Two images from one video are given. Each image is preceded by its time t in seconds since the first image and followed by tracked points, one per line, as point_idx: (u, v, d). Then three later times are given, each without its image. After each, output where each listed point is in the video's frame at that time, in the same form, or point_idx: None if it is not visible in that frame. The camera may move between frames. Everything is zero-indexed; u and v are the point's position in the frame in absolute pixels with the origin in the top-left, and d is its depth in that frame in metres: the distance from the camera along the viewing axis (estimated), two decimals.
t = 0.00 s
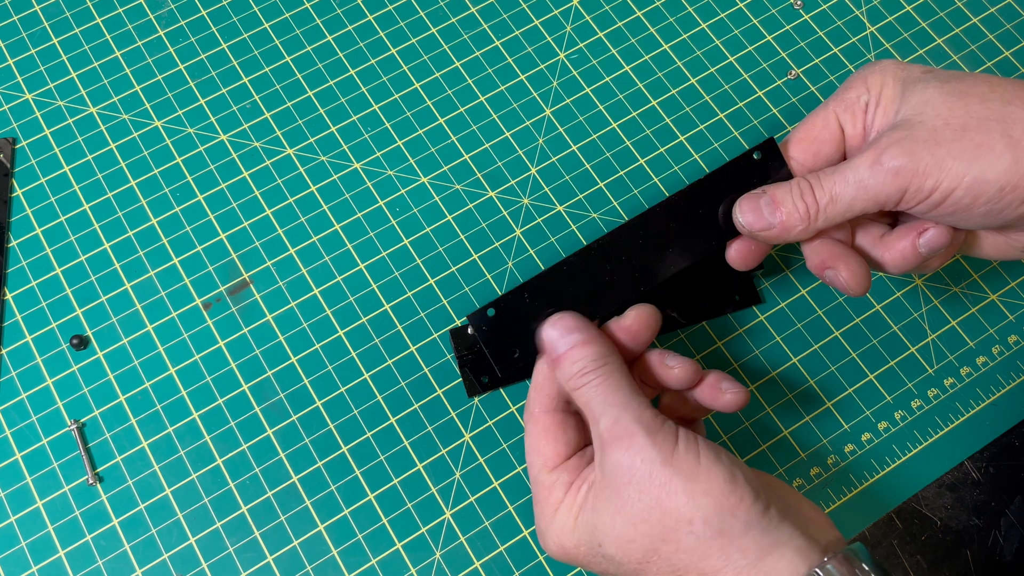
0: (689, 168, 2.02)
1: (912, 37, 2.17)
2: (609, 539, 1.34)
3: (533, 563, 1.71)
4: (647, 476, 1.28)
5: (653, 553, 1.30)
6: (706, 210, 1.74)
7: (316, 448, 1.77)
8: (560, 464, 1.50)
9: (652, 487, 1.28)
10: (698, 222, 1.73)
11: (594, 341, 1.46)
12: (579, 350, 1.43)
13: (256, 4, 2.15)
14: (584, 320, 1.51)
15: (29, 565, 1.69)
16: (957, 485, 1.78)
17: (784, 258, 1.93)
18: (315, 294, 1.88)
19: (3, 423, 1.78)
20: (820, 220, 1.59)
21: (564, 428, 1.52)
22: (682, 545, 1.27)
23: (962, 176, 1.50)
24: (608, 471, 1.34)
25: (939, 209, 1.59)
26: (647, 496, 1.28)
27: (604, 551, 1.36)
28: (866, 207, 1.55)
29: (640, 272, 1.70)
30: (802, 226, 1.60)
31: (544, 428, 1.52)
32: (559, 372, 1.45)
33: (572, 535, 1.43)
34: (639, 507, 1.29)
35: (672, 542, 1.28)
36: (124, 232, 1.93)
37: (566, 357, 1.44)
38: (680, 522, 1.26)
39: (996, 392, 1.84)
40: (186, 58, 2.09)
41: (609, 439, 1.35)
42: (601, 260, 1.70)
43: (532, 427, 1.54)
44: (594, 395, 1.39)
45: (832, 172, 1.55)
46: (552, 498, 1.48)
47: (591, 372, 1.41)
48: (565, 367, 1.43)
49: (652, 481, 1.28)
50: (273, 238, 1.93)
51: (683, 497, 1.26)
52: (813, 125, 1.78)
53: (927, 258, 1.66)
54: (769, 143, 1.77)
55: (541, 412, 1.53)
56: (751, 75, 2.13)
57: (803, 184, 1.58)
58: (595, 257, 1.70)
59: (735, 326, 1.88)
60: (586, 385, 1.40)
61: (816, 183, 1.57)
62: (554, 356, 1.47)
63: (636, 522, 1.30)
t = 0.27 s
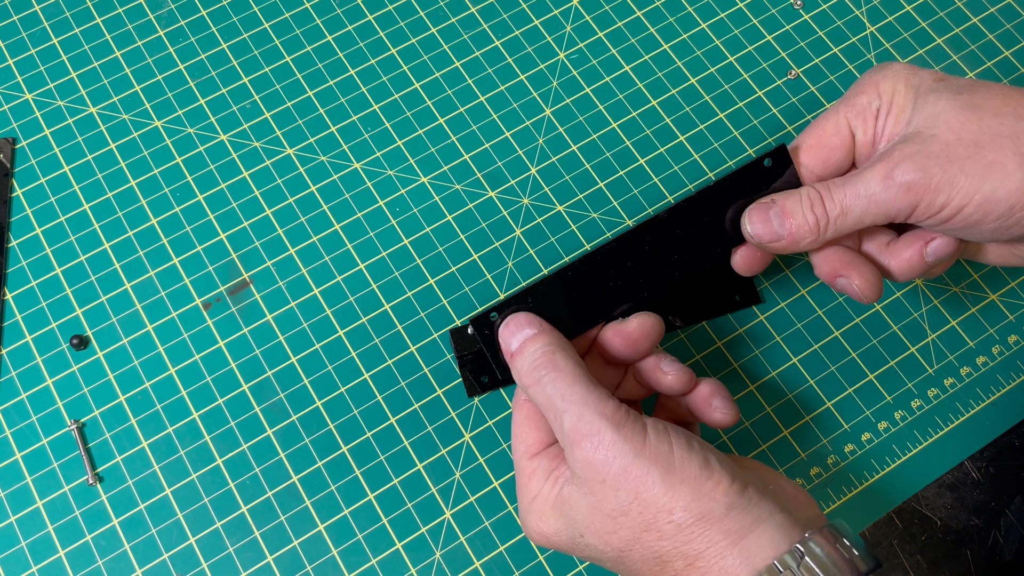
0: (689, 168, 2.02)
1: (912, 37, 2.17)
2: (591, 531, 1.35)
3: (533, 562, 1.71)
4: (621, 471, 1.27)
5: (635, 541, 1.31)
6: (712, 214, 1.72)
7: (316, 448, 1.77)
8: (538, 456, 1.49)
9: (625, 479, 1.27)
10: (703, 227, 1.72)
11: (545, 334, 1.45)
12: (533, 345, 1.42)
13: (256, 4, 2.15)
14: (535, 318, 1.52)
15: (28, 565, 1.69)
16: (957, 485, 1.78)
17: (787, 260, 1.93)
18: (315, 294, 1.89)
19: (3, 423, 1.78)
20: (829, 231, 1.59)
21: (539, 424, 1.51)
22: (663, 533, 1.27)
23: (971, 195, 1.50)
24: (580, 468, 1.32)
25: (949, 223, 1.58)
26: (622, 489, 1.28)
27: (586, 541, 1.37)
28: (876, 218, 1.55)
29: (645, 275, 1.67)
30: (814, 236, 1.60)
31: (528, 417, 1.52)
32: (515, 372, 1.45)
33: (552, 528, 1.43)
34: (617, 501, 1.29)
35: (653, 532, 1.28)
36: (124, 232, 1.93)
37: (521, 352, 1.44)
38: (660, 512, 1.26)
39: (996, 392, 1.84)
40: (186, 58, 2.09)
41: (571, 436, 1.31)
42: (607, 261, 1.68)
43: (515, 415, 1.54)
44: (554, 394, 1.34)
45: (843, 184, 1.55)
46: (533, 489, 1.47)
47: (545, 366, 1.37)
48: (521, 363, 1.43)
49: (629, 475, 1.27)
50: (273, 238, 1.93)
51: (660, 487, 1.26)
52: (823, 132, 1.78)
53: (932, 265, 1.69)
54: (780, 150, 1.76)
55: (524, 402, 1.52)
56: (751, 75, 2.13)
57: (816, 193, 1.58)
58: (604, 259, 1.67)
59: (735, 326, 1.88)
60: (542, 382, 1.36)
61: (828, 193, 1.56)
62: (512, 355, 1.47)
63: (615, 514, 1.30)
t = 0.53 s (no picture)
0: (689, 168, 2.02)
1: (912, 37, 2.17)
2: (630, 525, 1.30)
3: (533, 562, 1.71)
4: (676, 471, 1.22)
5: (669, 545, 1.27)
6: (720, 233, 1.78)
7: (316, 448, 1.77)
8: (573, 441, 1.43)
9: (676, 483, 1.22)
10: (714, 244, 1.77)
11: (631, 324, 1.44)
12: (618, 330, 1.41)
13: (256, 4, 2.15)
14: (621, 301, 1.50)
15: (28, 565, 1.69)
16: (957, 485, 1.79)
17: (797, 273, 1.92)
18: (315, 294, 1.88)
19: (3, 423, 1.78)
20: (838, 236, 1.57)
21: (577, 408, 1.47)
22: (700, 543, 1.23)
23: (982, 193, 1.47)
24: (635, 457, 1.27)
25: (961, 224, 1.55)
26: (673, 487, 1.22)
27: (618, 536, 1.33)
28: (885, 222, 1.53)
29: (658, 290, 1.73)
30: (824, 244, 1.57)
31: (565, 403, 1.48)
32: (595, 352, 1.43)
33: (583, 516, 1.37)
34: (662, 501, 1.24)
35: (691, 539, 1.24)
36: (124, 232, 1.93)
37: (603, 336, 1.42)
38: (704, 521, 1.20)
39: (996, 392, 1.84)
40: (186, 58, 2.09)
41: (637, 425, 1.28)
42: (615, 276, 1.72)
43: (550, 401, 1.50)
44: (626, 380, 1.33)
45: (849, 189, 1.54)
46: (563, 471, 1.41)
47: (624, 354, 1.37)
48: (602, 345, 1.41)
49: (682, 477, 1.22)
50: (273, 238, 1.93)
51: (711, 497, 1.20)
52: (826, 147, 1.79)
53: (948, 274, 1.68)
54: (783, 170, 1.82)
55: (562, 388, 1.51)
56: (751, 75, 2.13)
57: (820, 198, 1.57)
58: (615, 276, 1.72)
59: (735, 326, 1.88)
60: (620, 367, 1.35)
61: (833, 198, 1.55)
62: (592, 334, 1.45)
63: (658, 513, 1.25)
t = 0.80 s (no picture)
0: (689, 168, 2.02)
1: (912, 37, 2.17)
2: (647, 547, 1.31)
3: (533, 562, 1.71)
4: (698, 489, 1.29)
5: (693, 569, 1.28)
6: (723, 290, 1.65)
7: (316, 448, 1.77)
8: (581, 473, 1.52)
9: (700, 497, 1.29)
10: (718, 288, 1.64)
11: (633, 371, 1.46)
12: (620, 380, 1.43)
13: (256, 4, 2.15)
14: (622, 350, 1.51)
15: (29, 565, 1.69)
16: (957, 485, 1.79)
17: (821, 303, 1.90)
18: (315, 294, 1.89)
19: (3, 422, 1.78)
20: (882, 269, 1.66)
21: (583, 441, 1.58)
22: (727, 562, 1.26)
23: None
24: (652, 480, 1.34)
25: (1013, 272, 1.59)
26: (695, 508, 1.29)
27: (637, 564, 1.33)
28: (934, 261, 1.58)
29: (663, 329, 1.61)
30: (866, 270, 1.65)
31: (568, 437, 1.59)
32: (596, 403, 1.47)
33: (596, 544, 1.40)
34: (685, 520, 1.29)
35: (717, 558, 1.27)
36: (124, 232, 1.93)
37: (605, 385, 1.44)
38: (729, 538, 1.27)
39: (997, 392, 1.84)
40: (186, 58, 2.09)
41: (652, 453, 1.36)
42: (623, 291, 1.70)
43: (557, 436, 1.61)
44: (634, 419, 1.40)
45: (926, 228, 1.55)
46: (575, 501, 1.47)
47: (632, 399, 1.42)
48: (604, 395, 1.44)
49: (706, 498, 1.29)
50: (273, 238, 1.93)
51: (736, 514, 1.28)
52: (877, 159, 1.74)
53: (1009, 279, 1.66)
54: (791, 237, 1.69)
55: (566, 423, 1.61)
56: (751, 75, 2.13)
57: (892, 221, 1.58)
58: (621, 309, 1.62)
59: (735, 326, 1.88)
60: (625, 413, 1.41)
61: (902, 225, 1.57)
62: (593, 384, 1.47)
63: (681, 533, 1.29)
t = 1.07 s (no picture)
0: (689, 168, 2.02)
1: (912, 37, 2.17)
2: (615, 478, 1.35)
3: (533, 562, 1.71)
4: (668, 424, 1.37)
5: (659, 500, 1.31)
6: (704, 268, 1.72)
7: (316, 448, 1.77)
8: (554, 418, 1.53)
9: (670, 432, 1.36)
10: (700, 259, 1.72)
11: (613, 325, 1.57)
12: (600, 329, 1.54)
13: (256, 4, 2.15)
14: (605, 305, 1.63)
15: (29, 565, 1.69)
16: (957, 486, 1.78)
17: (803, 282, 1.91)
18: (315, 294, 1.89)
19: (3, 422, 1.78)
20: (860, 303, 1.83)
21: (560, 393, 1.59)
22: (692, 494, 1.30)
23: (1003, 281, 1.65)
24: (624, 418, 1.41)
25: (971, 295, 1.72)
26: (664, 442, 1.35)
27: (604, 496, 1.36)
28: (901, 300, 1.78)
29: (646, 291, 1.70)
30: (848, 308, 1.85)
31: (547, 386, 1.61)
32: (576, 352, 1.56)
33: (565, 480, 1.42)
34: (655, 453, 1.34)
35: (683, 491, 1.31)
36: (124, 232, 1.93)
37: (586, 334, 1.54)
38: (695, 471, 1.32)
39: (996, 392, 1.84)
40: (186, 58, 2.09)
41: (627, 392, 1.43)
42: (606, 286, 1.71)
43: (535, 387, 1.62)
44: (612, 366, 1.48)
45: (889, 273, 1.73)
46: (547, 441, 1.49)
47: (611, 347, 1.51)
48: (586, 343, 1.53)
49: (675, 432, 1.36)
50: (273, 238, 1.93)
51: (703, 450, 1.34)
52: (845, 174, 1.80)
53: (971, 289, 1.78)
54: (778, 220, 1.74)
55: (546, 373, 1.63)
56: (751, 75, 2.13)
57: (862, 271, 1.76)
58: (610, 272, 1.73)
59: (735, 326, 1.88)
60: (602, 363, 1.50)
61: (871, 274, 1.75)
62: (575, 333, 1.57)
63: (650, 464, 1.34)
